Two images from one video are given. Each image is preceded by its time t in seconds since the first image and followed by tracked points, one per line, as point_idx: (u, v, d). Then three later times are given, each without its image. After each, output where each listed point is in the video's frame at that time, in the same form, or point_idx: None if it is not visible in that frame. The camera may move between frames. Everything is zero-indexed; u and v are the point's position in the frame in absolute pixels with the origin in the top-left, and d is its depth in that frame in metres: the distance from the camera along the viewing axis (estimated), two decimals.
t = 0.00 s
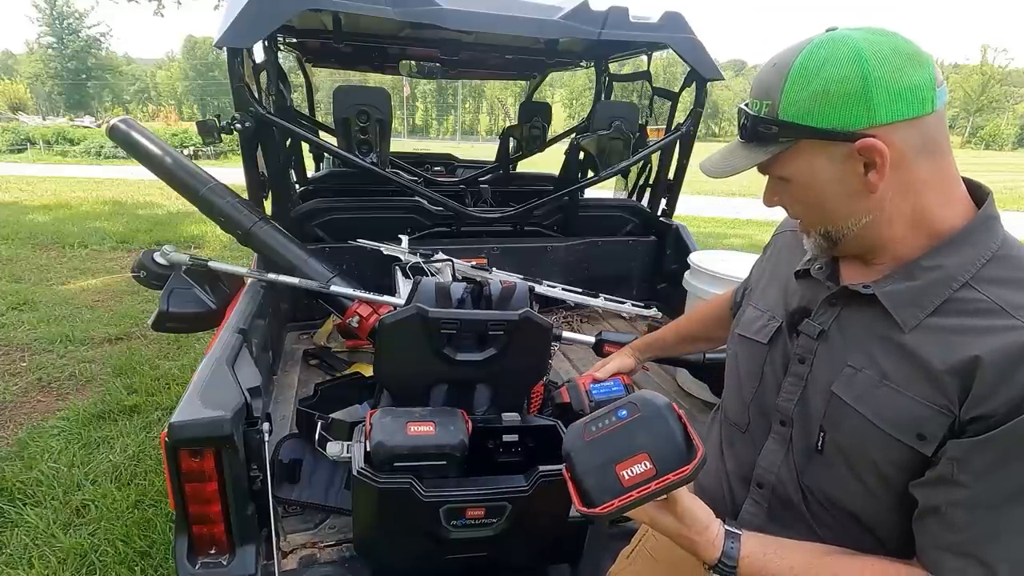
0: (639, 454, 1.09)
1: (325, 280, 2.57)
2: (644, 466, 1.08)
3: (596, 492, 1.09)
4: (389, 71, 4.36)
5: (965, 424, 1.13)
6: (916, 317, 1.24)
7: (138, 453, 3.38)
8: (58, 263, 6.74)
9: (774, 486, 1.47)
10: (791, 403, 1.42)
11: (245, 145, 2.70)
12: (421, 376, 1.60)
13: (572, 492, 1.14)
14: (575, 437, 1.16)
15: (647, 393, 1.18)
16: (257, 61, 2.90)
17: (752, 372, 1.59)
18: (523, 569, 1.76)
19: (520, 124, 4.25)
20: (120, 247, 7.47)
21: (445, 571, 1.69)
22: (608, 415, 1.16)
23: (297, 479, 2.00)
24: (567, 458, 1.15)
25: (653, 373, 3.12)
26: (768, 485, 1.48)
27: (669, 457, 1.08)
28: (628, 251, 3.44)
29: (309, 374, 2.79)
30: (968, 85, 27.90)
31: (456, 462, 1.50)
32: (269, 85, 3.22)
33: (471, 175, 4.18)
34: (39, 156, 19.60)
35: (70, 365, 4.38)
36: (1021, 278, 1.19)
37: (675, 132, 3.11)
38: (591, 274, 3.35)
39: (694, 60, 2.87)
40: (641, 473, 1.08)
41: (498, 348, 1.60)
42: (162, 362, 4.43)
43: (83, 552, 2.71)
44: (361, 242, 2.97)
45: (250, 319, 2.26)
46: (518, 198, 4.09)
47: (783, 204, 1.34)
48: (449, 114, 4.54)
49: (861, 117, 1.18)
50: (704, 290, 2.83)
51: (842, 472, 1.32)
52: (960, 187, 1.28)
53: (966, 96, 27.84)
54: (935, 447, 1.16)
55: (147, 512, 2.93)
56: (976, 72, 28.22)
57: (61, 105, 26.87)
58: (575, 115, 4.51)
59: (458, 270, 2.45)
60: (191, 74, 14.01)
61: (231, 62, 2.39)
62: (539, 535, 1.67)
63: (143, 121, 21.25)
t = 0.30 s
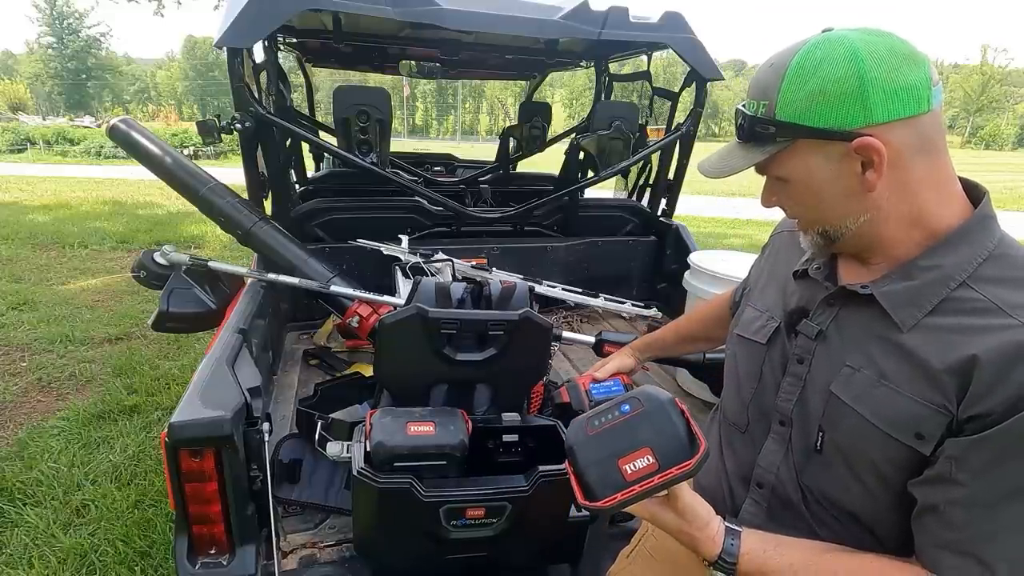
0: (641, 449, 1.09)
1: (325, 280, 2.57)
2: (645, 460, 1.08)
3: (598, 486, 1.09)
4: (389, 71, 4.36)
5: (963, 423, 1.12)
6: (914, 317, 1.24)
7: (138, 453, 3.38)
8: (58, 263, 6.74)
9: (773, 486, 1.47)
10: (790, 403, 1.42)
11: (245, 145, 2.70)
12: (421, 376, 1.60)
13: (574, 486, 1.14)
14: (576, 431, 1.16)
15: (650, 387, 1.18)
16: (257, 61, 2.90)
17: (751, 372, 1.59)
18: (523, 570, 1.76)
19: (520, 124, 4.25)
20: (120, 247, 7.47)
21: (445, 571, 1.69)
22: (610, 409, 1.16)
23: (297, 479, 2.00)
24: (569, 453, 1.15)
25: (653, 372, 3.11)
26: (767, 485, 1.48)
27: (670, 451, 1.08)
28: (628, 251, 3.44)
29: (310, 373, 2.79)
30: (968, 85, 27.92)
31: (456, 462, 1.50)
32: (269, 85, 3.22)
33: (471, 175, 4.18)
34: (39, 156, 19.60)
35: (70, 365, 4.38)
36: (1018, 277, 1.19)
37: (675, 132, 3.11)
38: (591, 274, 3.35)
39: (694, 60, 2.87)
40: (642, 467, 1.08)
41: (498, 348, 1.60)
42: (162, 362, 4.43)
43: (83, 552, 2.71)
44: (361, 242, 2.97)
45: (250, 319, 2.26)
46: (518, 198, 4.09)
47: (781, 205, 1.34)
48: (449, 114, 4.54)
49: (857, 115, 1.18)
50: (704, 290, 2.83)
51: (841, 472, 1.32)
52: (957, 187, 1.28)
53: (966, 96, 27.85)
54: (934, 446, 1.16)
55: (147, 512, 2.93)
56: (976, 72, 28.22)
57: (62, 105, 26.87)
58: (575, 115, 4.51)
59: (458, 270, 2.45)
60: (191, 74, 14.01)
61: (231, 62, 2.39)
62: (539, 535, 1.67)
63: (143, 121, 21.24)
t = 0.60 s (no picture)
0: (640, 449, 1.09)
1: (325, 280, 2.57)
2: (644, 460, 1.08)
3: (597, 486, 1.09)
4: (389, 71, 4.36)
5: (961, 420, 1.12)
6: (911, 315, 1.24)
7: (138, 453, 3.38)
8: (58, 263, 6.74)
9: (773, 486, 1.47)
10: (789, 403, 1.42)
11: (245, 145, 2.70)
12: (421, 376, 1.60)
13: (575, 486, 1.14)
14: (576, 431, 1.16)
15: (648, 387, 1.18)
16: (257, 61, 2.90)
17: (750, 373, 1.59)
18: (523, 570, 1.76)
19: (520, 124, 4.25)
20: (120, 247, 7.47)
21: (445, 571, 1.69)
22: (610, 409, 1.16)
23: (297, 479, 2.00)
24: (568, 454, 1.15)
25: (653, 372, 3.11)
26: (767, 484, 1.48)
27: (670, 451, 1.08)
28: (628, 251, 3.44)
29: (310, 374, 2.79)
30: (968, 85, 27.93)
31: (456, 462, 1.50)
32: (269, 85, 3.22)
33: (471, 175, 4.18)
34: (39, 156, 19.60)
35: (70, 365, 4.38)
36: (1014, 275, 1.19)
37: (675, 132, 3.11)
38: (591, 274, 3.35)
39: (694, 60, 2.87)
40: (641, 467, 1.08)
41: (498, 348, 1.60)
42: (162, 362, 4.43)
43: (83, 552, 2.71)
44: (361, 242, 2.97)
45: (250, 319, 2.26)
46: (518, 198, 4.09)
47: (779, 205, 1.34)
48: (449, 114, 4.54)
49: (852, 114, 1.18)
50: (704, 290, 2.83)
51: (840, 471, 1.32)
52: (953, 185, 1.28)
53: (966, 96, 27.86)
54: (932, 444, 1.16)
55: (147, 512, 2.93)
56: (976, 72, 28.23)
57: (62, 105, 26.88)
58: (575, 115, 4.51)
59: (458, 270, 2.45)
60: (191, 74, 14.01)
61: (231, 62, 2.39)
62: (538, 535, 1.67)
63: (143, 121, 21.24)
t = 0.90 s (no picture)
0: (640, 450, 1.09)
1: (325, 280, 2.58)
2: (643, 461, 1.08)
3: (596, 487, 1.09)
4: (389, 71, 4.36)
5: (960, 419, 1.12)
6: (910, 315, 1.24)
7: (138, 453, 3.38)
8: (58, 263, 6.74)
9: (773, 486, 1.47)
10: (788, 403, 1.42)
11: (245, 145, 2.70)
12: (420, 376, 1.60)
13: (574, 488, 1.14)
14: (575, 432, 1.16)
15: (647, 388, 1.19)
16: (257, 61, 2.90)
17: (749, 374, 1.59)
18: (523, 570, 1.76)
19: (520, 124, 4.25)
20: (120, 247, 7.47)
21: (445, 571, 1.69)
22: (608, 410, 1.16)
23: (297, 479, 2.00)
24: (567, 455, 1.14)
25: (653, 372, 3.11)
26: (767, 485, 1.48)
27: (668, 452, 1.08)
28: (628, 251, 3.44)
29: (310, 373, 2.79)
30: (968, 85, 27.94)
31: (456, 462, 1.50)
32: (269, 85, 3.22)
33: (471, 175, 4.18)
34: (39, 156, 19.60)
35: (70, 365, 4.38)
36: (1011, 274, 1.19)
37: (675, 132, 3.11)
38: (591, 274, 3.35)
39: (694, 60, 2.87)
40: (640, 468, 1.08)
41: (498, 348, 1.60)
42: (162, 362, 4.43)
43: (83, 552, 2.71)
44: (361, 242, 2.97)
45: (250, 319, 2.26)
46: (518, 198, 4.09)
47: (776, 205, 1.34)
48: (449, 114, 4.54)
49: (849, 113, 1.18)
50: (704, 290, 2.83)
51: (841, 472, 1.32)
52: (949, 185, 1.28)
53: (966, 96, 27.88)
54: (929, 443, 1.16)
55: (147, 512, 2.93)
56: (976, 72, 28.24)
57: (62, 105, 26.88)
58: (575, 115, 4.50)
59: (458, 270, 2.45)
60: (191, 74, 14.01)
61: (231, 62, 2.39)
62: (538, 536, 1.67)
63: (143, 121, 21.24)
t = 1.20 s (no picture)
0: (641, 447, 1.09)
1: (325, 280, 2.57)
2: (646, 459, 1.08)
3: (599, 487, 1.09)
4: (389, 71, 4.36)
5: (948, 407, 1.12)
6: (893, 307, 1.24)
7: (138, 453, 3.38)
8: (58, 263, 6.74)
9: (768, 484, 1.46)
10: (779, 400, 1.42)
11: (245, 145, 2.70)
12: (420, 376, 1.60)
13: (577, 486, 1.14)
14: (575, 431, 1.16)
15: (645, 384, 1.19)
16: (257, 61, 2.90)
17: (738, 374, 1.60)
18: (523, 570, 1.76)
19: (520, 124, 4.25)
20: (120, 247, 7.46)
21: (445, 571, 1.69)
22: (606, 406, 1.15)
23: (297, 479, 2.00)
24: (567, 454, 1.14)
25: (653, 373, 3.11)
26: (762, 483, 1.48)
27: (670, 448, 1.08)
28: (628, 251, 3.44)
29: (309, 373, 2.79)
30: (968, 85, 27.94)
31: (456, 462, 1.50)
32: (269, 85, 3.22)
33: (471, 175, 4.18)
34: (39, 156, 19.60)
35: (70, 365, 4.38)
36: (988, 263, 1.19)
37: (675, 132, 3.11)
38: (591, 274, 3.35)
39: (694, 60, 2.87)
40: (642, 466, 1.08)
41: (498, 348, 1.60)
42: (162, 362, 4.43)
43: (83, 552, 2.71)
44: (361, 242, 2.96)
45: (249, 319, 2.25)
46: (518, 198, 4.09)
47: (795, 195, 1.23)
48: (449, 114, 4.54)
49: (888, 82, 1.16)
50: (704, 290, 2.83)
51: (833, 468, 1.31)
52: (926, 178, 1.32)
53: (966, 96, 27.88)
54: (918, 432, 1.16)
55: (147, 512, 2.93)
56: (977, 72, 28.25)
57: (62, 105, 26.88)
58: (575, 115, 4.50)
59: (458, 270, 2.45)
60: (191, 74, 14.01)
61: (231, 62, 2.39)
62: (537, 536, 1.67)
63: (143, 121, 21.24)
